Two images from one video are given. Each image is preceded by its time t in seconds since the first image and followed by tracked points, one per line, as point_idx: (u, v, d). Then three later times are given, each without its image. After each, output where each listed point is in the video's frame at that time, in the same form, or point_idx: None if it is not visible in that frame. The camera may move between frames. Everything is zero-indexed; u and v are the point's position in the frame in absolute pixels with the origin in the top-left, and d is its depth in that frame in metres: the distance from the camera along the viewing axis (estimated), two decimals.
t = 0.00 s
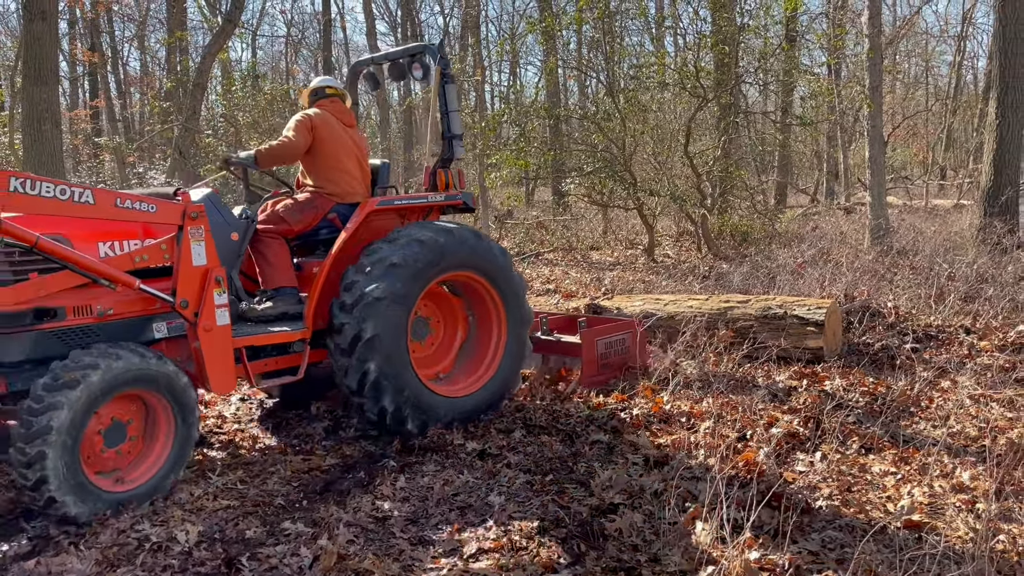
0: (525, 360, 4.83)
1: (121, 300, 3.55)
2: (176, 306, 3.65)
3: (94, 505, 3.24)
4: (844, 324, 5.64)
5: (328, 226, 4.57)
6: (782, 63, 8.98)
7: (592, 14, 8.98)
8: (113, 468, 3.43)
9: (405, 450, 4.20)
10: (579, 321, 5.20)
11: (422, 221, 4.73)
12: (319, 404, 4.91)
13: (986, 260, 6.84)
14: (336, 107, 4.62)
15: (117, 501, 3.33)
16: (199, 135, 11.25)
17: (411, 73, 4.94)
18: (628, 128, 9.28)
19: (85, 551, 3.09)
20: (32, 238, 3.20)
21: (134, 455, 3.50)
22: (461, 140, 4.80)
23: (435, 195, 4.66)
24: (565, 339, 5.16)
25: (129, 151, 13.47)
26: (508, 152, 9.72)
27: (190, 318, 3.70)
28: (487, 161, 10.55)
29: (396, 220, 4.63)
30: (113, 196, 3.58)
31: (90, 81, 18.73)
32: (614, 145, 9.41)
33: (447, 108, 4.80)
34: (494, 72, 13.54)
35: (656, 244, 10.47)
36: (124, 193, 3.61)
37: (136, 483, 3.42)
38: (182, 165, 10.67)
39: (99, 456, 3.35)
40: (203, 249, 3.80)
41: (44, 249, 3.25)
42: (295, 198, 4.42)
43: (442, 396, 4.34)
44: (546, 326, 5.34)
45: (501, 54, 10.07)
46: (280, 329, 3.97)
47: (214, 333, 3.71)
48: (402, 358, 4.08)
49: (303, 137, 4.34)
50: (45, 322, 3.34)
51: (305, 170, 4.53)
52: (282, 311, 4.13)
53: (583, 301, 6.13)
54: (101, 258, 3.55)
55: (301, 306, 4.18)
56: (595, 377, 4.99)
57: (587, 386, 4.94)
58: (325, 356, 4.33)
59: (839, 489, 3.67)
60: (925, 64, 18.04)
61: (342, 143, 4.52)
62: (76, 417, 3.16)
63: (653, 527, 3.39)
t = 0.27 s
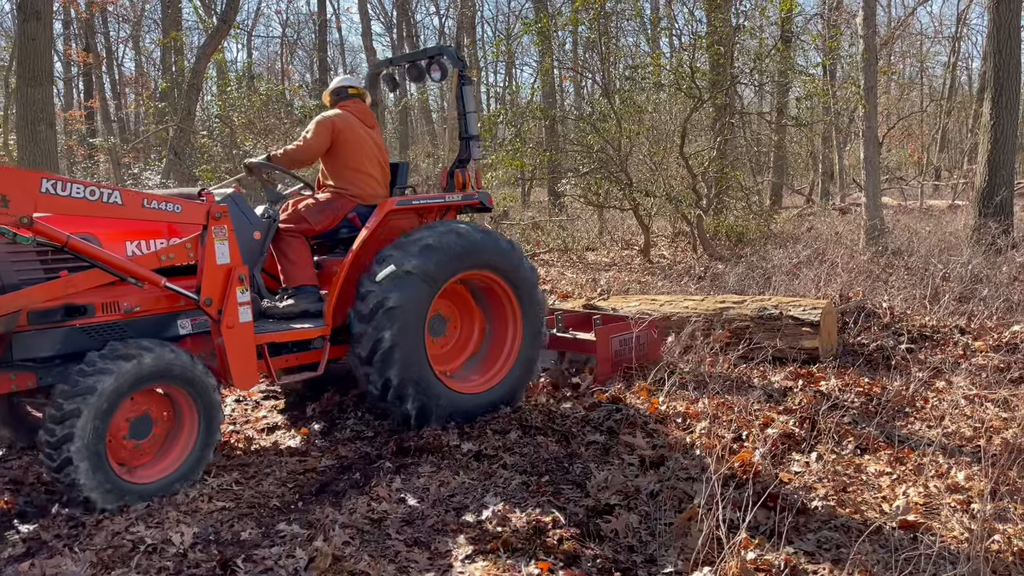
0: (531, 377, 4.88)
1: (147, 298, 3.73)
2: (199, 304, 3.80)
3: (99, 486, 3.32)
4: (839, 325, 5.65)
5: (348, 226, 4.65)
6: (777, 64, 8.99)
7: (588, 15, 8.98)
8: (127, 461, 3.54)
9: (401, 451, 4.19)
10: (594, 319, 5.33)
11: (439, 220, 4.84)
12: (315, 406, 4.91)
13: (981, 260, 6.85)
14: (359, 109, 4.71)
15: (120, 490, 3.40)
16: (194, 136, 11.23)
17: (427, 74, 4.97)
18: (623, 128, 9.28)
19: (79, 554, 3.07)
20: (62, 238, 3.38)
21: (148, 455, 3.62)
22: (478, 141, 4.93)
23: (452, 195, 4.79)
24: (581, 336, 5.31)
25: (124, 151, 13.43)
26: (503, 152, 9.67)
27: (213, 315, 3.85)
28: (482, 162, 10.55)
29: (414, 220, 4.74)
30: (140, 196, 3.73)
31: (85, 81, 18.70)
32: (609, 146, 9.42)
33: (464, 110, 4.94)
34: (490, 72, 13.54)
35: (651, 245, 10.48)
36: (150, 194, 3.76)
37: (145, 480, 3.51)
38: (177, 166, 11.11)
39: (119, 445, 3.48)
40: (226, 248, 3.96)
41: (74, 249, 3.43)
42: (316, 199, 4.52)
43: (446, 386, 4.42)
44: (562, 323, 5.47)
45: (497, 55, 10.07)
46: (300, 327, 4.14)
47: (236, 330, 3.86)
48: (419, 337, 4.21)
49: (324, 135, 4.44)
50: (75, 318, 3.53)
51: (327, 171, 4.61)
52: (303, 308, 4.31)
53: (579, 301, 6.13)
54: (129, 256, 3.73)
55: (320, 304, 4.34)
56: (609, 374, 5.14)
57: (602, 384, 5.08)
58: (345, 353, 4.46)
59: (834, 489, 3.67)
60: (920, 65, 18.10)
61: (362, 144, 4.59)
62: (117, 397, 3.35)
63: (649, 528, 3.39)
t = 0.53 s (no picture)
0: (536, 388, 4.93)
1: (171, 295, 3.87)
2: (222, 301, 3.94)
3: (112, 457, 3.39)
4: (834, 326, 5.67)
5: (365, 226, 4.83)
6: (772, 65, 9.00)
7: (584, 16, 8.98)
8: (142, 451, 3.64)
9: (396, 453, 4.19)
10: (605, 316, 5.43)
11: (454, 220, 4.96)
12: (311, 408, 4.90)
13: (975, 261, 6.86)
14: (379, 111, 4.88)
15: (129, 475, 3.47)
16: (189, 136, 11.19)
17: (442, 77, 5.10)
18: (619, 129, 9.28)
19: (74, 556, 3.06)
20: (91, 237, 3.55)
21: (161, 453, 3.71)
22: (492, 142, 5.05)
23: (467, 195, 4.90)
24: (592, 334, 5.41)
25: (118, 152, 13.39)
26: (498, 152, 9.67)
27: (236, 312, 3.98)
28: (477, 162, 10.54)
29: (431, 220, 4.88)
30: (165, 196, 3.86)
31: (79, 81, 18.65)
32: (605, 146, 9.43)
33: (479, 112, 5.08)
34: (485, 73, 13.54)
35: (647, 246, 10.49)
36: (175, 194, 3.90)
37: (154, 471, 3.58)
38: (172, 167, 10.99)
39: (141, 431, 3.60)
40: (248, 246, 4.09)
41: (102, 247, 3.60)
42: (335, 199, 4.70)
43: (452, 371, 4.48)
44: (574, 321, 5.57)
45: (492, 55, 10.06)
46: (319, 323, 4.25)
47: (257, 326, 4.00)
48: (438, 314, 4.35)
49: (344, 137, 4.60)
50: (102, 314, 3.68)
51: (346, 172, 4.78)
52: (322, 306, 4.42)
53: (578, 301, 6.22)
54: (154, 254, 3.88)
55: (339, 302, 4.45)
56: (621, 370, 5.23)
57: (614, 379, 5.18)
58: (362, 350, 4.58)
59: (829, 489, 3.67)
60: (915, 66, 18.15)
61: (380, 146, 4.75)
62: (158, 380, 3.54)
63: (644, 528, 3.39)
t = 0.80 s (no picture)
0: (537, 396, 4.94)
1: (190, 293, 3.96)
2: (241, 300, 4.03)
3: (131, 430, 3.45)
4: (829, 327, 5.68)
5: (378, 225, 4.85)
6: (767, 66, 9.03)
7: (579, 17, 8.99)
8: (159, 441, 3.70)
9: (391, 454, 4.18)
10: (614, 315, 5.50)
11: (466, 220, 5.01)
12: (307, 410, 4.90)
13: (969, 262, 6.88)
14: (393, 112, 4.91)
15: (144, 455, 3.51)
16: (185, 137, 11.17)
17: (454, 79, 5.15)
18: (614, 130, 9.29)
19: (68, 558, 3.06)
20: (115, 237, 3.65)
21: (175, 448, 3.76)
22: (502, 144, 5.12)
23: (478, 197, 4.96)
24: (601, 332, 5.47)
25: (114, 153, 13.36)
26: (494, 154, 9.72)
27: (255, 310, 4.08)
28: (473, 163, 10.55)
29: (443, 220, 4.93)
30: (185, 197, 3.93)
31: (74, 82, 18.62)
32: (600, 147, 9.44)
33: (489, 114, 5.13)
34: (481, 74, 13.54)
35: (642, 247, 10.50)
36: (196, 194, 3.96)
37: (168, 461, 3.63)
38: (167, 169, 10.55)
39: (162, 420, 3.68)
40: (266, 246, 4.18)
41: (125, 247, 3.71)
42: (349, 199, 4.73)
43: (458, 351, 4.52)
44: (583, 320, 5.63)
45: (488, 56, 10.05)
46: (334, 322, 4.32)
47: (275, 324, 4.09)
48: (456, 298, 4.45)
49: (359, 140, 4.62)
50: (125, 313, 3.77)
51: (360, 173, 4.81)
52: (337, 304, 4.48)
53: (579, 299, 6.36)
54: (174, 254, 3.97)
55: (353, 301, 4.53)
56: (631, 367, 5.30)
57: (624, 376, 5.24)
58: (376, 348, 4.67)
59: (824, 490, 3.68)
60: (909, 67, 18.21)
61: (394, 147, 4.78)
62: (189, 372, 3.66)
63: (639, 529, 3.39)
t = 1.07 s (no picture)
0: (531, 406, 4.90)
1: (206, 293, 3.99)
2: (256, 299, 4.07)
3: (152, 408, 3.54)
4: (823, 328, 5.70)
5: (389, 226, 4.90)
6: (762, 67, 9.05)
7: (574, 18, 8.97)
8: (174, 430, 3.76)
9: (387, 455, 4.18)
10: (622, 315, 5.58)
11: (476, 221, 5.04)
12: (302, 411, 4.89)
13: (963, 263, 6.90)
14: (405, 114, 4.95)
15: (159, 438, 3.58)
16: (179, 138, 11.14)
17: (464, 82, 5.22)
18: (610, 131, 9.29)
19: (62, 560, 3.05)
20: (134, 237, 3.71)
21: (186, 441, 3.82)
22: (512, 145, 5.26)
23: (488, 198, 5.00)
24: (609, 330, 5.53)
25: (108, 154, 13.32)
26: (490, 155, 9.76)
27: (270, 310, 4.12)
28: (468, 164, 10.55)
29: (453, 221, 4.95)
30: (202, 198, 3.97)
31: (69, 82, 18.55)
32: (595, 148, 9.45)
33: (500, 116, 5.25)
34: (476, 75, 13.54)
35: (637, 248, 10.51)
36: (212, 195, 4.00)
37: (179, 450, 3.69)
38: (162, 169, 10.37)
39: (181, 411, 3.76)
40: (281, 246, 4.22)
41: (144, 247, 3.76)
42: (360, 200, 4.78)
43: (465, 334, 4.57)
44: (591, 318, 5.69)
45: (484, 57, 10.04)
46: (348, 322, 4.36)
47: (290, 324, 4.13)
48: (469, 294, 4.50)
49: (371, 140, 4.68)
50: (142, 312, 3.81)
51: (372, 175, 4.86)
52: (349, 304, 4.52)
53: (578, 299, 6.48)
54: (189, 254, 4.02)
55: (365, 300, 4.57)
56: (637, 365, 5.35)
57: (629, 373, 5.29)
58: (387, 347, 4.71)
59: (819, 490, 3.68)
60: (903, 68, 18.26)
61: (406, 149, 4.84)
62: (215, 371, 3.76)
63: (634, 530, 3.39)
